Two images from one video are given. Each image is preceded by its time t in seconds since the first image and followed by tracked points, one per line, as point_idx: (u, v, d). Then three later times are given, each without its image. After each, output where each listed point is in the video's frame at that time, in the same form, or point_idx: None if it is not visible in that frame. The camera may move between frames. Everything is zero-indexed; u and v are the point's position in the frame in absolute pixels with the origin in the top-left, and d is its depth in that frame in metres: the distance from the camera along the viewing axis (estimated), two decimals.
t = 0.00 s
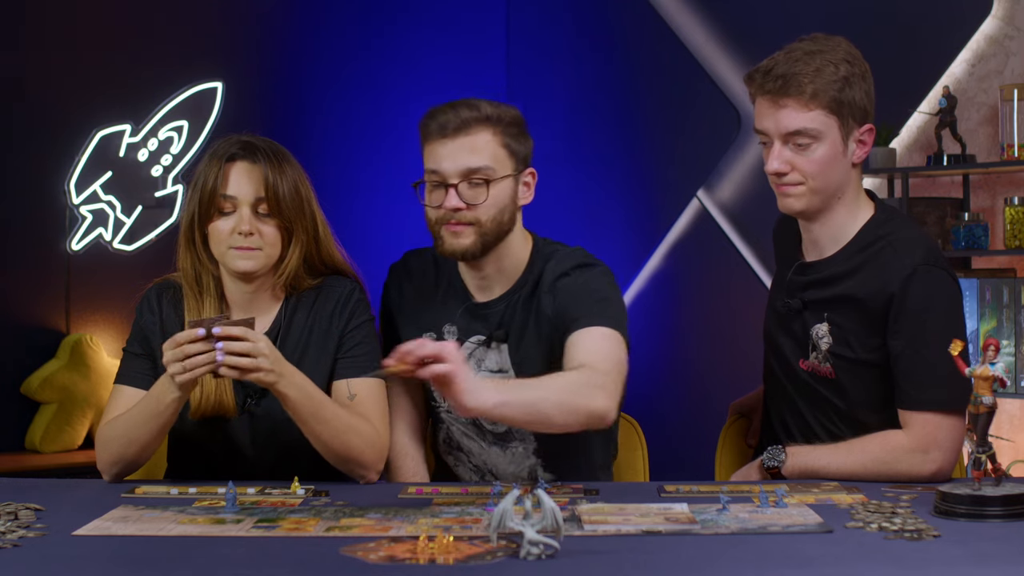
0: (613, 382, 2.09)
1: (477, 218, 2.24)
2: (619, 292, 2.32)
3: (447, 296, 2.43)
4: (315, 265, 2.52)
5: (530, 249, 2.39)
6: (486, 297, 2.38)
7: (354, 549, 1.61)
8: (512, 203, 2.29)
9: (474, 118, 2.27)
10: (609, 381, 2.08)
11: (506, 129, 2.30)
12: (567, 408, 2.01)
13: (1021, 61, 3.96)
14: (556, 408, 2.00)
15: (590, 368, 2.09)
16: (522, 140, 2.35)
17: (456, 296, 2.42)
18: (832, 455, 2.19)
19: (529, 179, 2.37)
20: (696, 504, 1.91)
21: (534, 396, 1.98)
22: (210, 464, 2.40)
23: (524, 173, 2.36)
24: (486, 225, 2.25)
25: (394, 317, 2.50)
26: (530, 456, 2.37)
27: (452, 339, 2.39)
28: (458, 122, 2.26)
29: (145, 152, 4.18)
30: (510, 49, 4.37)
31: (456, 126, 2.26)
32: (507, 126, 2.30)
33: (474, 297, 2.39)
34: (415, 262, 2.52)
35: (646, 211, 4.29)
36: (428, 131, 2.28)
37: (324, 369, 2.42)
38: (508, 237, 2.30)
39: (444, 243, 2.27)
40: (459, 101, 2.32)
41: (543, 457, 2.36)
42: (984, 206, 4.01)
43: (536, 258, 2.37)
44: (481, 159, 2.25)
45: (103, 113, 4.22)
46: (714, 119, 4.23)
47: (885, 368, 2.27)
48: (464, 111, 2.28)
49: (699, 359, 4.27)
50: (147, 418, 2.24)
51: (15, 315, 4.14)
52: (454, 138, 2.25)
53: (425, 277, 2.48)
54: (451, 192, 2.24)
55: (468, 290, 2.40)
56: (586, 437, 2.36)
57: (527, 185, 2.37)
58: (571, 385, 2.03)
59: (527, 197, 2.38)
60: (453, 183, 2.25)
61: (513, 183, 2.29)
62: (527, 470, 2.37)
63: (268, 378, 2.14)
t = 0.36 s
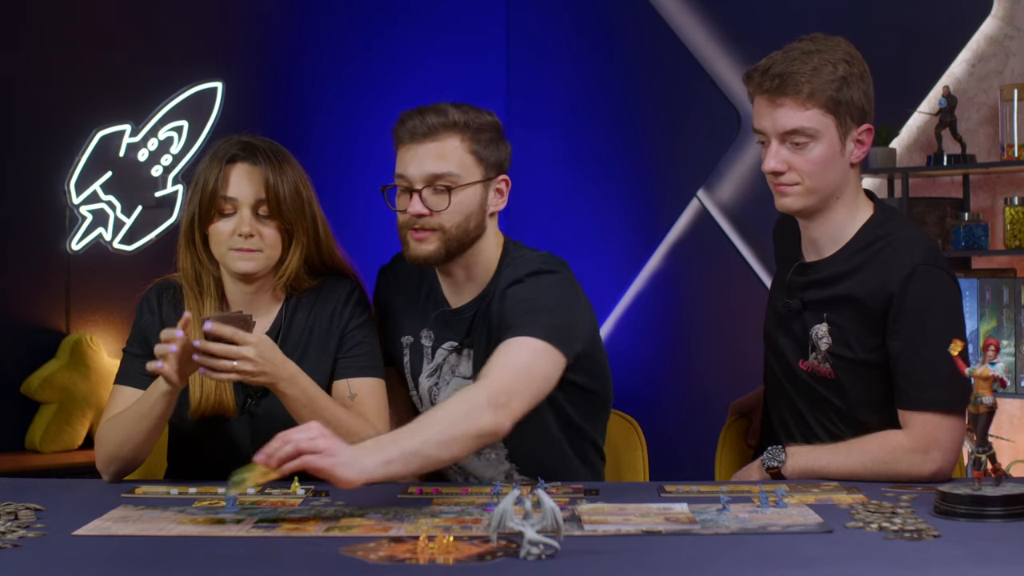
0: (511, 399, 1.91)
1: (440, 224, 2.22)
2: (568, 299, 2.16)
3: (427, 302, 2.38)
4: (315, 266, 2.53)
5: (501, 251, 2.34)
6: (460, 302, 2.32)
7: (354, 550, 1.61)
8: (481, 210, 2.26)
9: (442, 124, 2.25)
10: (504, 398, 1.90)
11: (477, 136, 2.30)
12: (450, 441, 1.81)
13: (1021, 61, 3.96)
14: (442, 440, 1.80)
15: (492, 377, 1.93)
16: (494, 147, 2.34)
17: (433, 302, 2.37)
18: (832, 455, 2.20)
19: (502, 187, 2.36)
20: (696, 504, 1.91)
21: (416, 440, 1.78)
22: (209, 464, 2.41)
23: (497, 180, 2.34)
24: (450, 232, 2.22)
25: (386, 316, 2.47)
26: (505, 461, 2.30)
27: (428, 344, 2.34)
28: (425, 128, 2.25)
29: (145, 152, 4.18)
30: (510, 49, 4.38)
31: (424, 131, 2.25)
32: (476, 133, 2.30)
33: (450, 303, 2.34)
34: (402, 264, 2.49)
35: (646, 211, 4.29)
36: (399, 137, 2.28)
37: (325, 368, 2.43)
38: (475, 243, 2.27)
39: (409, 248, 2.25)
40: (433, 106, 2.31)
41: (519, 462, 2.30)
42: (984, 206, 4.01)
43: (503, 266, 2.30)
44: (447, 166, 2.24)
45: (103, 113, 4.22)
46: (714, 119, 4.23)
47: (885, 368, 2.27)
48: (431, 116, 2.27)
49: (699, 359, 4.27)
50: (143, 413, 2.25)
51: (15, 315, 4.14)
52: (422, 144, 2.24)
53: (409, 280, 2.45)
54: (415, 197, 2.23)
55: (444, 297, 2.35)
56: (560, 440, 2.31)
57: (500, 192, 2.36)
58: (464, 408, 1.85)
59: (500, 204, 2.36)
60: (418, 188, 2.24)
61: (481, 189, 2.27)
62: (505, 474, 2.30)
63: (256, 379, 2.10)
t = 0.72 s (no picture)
0: (471, 408, 1.86)
1: (432, 233, 2.21)
2: (551, 312, 2.13)
3: (421, 307, 2.38)
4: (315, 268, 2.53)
5: (493, 261, 2.34)
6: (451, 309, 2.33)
7: (354, 550, 1.61)
8: (474, 219, 2.26)
9: (439, 131, 2.25)
10: (464, 406, 1.86)
11: (473, 144, 2.29)
12: (408, 451, 1.81)
13: (1021, 61, 3.96)
14: (397, 450, 1.80)
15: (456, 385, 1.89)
16: (490, 155, 2.33)
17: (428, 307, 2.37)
18: (832, 455, 2.20)
19: (497, 197, 2.35)
20: (697, 503, 1.91)
21: (370, 450, 1.78)
22: (209, 466, 2.41)
23: (493, 191, 2.34)
24: (441, 241, 2.22)
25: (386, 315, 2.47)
26: (496, 467, 2.30)
27: (422, 349, 2.36)
28: (422, 134, 2.25)
29: (145, 152, 4.18)
30: (510, 49, 4.38)
31: (421, 138, 2.25)
32: (474, 142, 2.29)
33: (442, 310, 2.34)
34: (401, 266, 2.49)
35: (646, 211, 4.29)
36: (395, 142, 2.28)
37: (324, 369, 2.43)
38: (466, 252, 2.27)
39: (401, 254, 2.25)
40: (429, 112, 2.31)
41: (510, 467, 2.30)
42: (984, 206, 4.01)
43: (494, 275, 2.31)
44: (442, 175, 2.23)
45: (103, 113, 4.22)
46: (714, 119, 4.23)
47: (885, 368, 2.27)
48: (429, 123, 2.26)
49: (699, 359, 4.27)
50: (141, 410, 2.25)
51: (16, 315, 4.15)
52: (418, 151, 2.24)
53: (406, 283, 2.45)
54: (408, 204, 2.23)
55: (437, 304, 2.36)
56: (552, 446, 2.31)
57: (495, 203, 2.35)
58: (422, 415, 1.83)
59: (495, 214, 2.35)
60: (411, 195, 2.23)
61: (477, 200, 2.27)
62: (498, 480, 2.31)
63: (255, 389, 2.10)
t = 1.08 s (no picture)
0: (471, 401, 1.86)
1: (432, 234, 2.21)
2: (551, 313, 2.13)
3: (421, 308, 2.38)
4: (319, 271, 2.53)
5: (492, 261, 2.34)
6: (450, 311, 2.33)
7: (354, 550, 1.61)
8: (474, 222, 2.26)
9: (440, 132, 2.25)
10: (463, 399, 1.85)
11: (473, 146, 2.29)
12: (410, 442, 1.79)
13: (1021, 61, 3.95)
14: (400, 441, 1.78)
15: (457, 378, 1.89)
16: (490, 157, 2.33)
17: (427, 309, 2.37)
18: (832, 455, 2.20)
19: (497, 200, 2.35)
20: (697, 503, 1.91)
21: (373, 441, 1.76)
22: (209, 465, 2.41)
23: (493, 193, 2.34)
24: (441, 243, 2.22)
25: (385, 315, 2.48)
26: (495, 467, 2.30)
27: (421, 350, 2.36)
28: (423, 135, 2.24)
29: (145, 152, 4.18)
30: (510, 49, 4.38)
31: (422, 139, 2.25)
32: (474, 144, 2.29)
33: (441, 311, 2.34)
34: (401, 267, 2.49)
35: (646, 211, 4.29)
36: (396, 143, 2.28)
37: (324, 369, 2.44)
38: (466, 254, 2.27)
39: (399, 256, 2.25)
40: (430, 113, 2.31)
41: (510, 466, 2.30)
42: (984, 206, 4.01)
43: (493, 276, 2.31)
44: (443, 177, 2.23)
45: (103, 113, 4.22)
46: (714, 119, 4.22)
47: (885, 368, 2.27)
48: (429, 124, 2.26)
49: (699, 359, 4.27)
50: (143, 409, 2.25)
51: (16, 315, 4.15)
52: (418, 152, 2.24)
53: (405, 284, 2.45)
54: (408, 205, 2.23)
55: (437, 305, 2.35)
56: (552, 446, 2.31)
57: (495, 205, 2.35)
58: (423, 407, 1.82)
59: (495, 217, 2.35)
60: (411, 197, 2.23)
61: (477, 202, 2.27)
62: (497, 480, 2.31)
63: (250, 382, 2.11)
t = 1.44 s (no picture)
0: (471, 401, 1.86)
1: (431, 234, 2.21)
2: (549, 312, 2.13)
3: (420, 308, 2.38)
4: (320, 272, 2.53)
5: (491, 261, 2.34)
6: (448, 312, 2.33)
7: (354, 549, 1.61)
8: (473, 221, 2.26)
9: (440, 132, 2.25)
10: (463, 398, 1.85)
11: (472, 146, 2.29)
12: (413, 442, 1.79)
13: (1021, 61, 3.95)
14: (402, 440, 1.78)
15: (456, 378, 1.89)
16: (489, 157, 2.33)
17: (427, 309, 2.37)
18: (832, 454, 2.20)
19: (496, 199, 2.34)
20: (697, 504, 1.91)
21: (375, 441, 1.77)
22: (208, 465, 2.41)
23: (492, 193, 2.34)
24: (440, 242, 2.22)
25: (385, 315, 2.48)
26: (494, 467, 2.30)
27: (420, 351, 2.35)
28: (423, 135, 2.24)
29: (145, 152, 4.18)
30: (510, 49, 4.38)
31: (421, 139, 2.24)
32: (474, 143, 2.29)
33: (440, 311, 2.34)
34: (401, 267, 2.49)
35: (646, 211, 4.29)
36: (394, 143, 2.28)
37: (324, 369, 2.44)
38: (464, 254, 2.27)
39: (398, 254, 2.25)
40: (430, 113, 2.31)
41: (509, 467, 2.30)
42: (984, 206, 4.01)
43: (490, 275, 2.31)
44: (442, 176, 2.23)
45: (103, 113, 4.22)
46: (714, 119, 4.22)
47: (885, 368, 2.27)
48: (429, 124, 2.26)
49: (699, 359, 4.27)
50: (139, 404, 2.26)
51: (15, 315, 4.15)
52: (417, 152, 2.24)
53: (404, 285, 2.45)
54: (407, 205, 2.23)
55: (436, 305, 2.35)
56: (550, 444, 2.31)
57: (494, 205, 2.35)
58: (424, 407, 1.82)
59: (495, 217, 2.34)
60: (411, 197, 2.23)
61: (475, 201, 2.27)
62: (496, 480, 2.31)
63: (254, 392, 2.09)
